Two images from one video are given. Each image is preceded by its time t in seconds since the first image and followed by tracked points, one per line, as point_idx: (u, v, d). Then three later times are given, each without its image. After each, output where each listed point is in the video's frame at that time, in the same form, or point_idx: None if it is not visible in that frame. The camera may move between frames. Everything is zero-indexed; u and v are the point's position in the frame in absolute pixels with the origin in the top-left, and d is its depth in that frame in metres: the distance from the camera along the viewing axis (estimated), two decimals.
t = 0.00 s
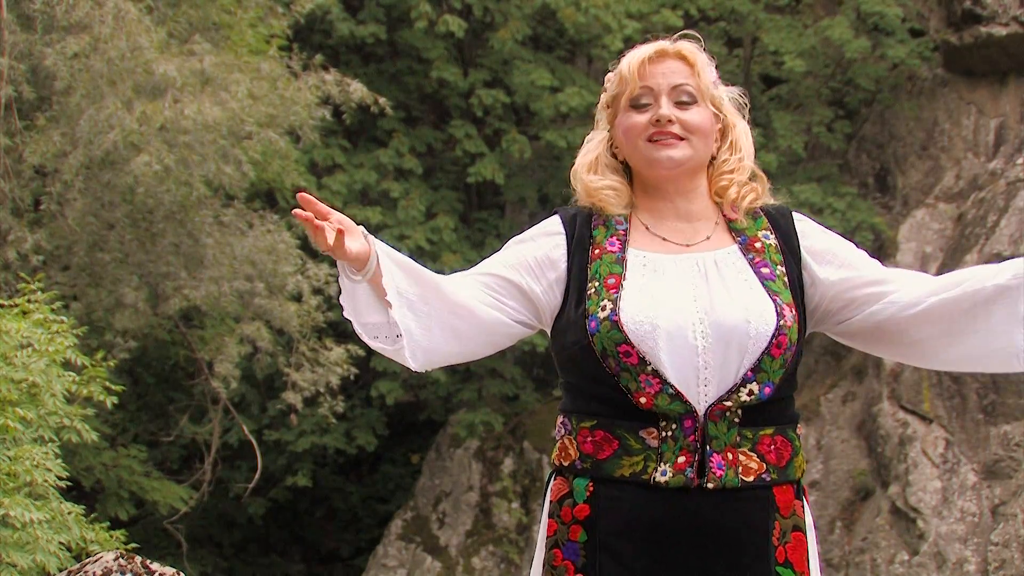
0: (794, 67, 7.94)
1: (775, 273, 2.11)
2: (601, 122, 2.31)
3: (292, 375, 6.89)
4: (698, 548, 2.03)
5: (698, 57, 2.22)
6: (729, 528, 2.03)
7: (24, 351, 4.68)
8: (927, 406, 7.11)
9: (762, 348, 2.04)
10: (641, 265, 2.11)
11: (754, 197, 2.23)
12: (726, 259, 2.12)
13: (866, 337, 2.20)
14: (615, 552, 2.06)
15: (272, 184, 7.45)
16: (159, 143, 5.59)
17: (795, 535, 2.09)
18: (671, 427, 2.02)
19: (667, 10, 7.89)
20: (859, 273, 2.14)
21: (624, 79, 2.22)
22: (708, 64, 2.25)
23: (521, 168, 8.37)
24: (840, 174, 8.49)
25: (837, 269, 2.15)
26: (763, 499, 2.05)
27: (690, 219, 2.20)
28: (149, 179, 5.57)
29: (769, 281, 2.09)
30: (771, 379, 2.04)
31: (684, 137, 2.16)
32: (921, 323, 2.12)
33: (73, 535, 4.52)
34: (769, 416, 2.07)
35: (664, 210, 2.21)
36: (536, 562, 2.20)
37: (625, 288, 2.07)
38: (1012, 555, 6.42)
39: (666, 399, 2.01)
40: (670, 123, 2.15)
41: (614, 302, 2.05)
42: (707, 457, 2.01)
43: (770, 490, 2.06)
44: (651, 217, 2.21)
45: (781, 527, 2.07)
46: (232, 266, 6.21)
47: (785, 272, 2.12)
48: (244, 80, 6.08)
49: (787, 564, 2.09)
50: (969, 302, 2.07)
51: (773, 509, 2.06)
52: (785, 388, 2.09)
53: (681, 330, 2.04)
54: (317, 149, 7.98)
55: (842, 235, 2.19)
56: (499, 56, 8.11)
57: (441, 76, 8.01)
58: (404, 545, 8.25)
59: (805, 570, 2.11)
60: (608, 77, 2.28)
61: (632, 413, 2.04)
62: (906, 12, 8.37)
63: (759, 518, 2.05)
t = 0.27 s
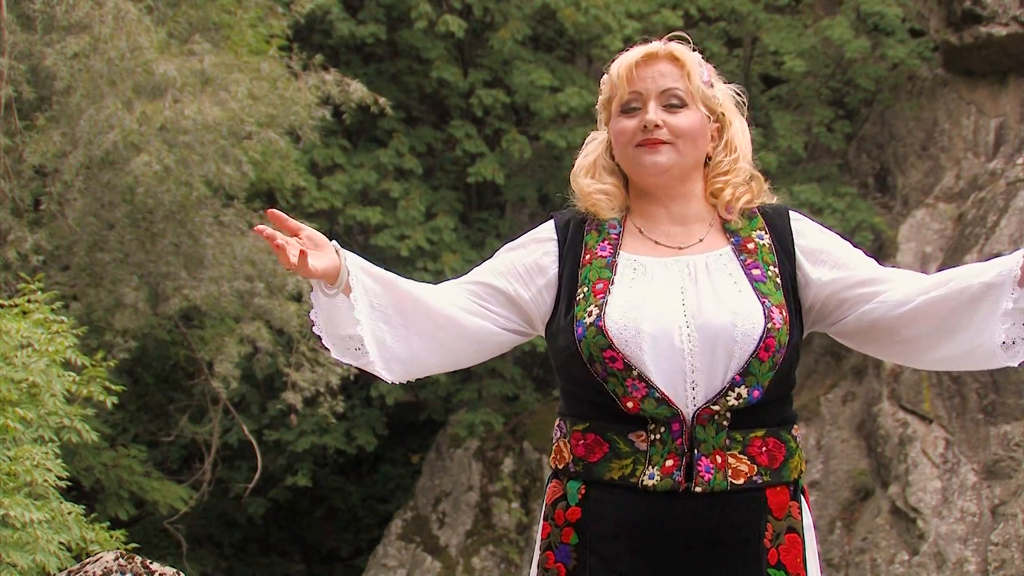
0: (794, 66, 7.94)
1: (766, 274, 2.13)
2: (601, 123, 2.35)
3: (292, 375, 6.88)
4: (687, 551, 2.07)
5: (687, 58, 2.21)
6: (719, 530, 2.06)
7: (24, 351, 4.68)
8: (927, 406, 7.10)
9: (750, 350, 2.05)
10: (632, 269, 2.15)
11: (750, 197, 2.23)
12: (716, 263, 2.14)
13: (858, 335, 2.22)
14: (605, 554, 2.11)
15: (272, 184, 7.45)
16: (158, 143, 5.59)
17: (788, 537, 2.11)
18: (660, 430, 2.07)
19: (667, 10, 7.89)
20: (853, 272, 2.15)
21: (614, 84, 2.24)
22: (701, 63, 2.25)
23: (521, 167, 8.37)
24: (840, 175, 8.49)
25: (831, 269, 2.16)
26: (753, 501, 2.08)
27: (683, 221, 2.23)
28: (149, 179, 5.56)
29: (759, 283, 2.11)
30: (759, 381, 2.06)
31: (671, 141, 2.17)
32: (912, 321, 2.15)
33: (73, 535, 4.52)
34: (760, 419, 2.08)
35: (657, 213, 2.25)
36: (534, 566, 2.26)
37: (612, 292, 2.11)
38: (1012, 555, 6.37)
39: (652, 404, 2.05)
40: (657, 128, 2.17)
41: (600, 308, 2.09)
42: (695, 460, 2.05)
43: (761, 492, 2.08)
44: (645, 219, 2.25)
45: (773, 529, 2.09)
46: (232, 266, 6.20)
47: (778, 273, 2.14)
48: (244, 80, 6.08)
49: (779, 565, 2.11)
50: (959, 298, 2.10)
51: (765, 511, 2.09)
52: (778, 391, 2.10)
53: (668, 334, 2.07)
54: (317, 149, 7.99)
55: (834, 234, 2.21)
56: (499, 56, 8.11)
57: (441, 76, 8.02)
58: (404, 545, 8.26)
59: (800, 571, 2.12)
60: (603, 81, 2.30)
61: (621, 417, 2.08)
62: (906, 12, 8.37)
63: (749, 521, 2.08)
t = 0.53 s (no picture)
0: (794, 66, 7.94)
1: (758, 270, 2.17)
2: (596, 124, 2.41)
3: (292, 375, 6.88)
4: (681, 550, 2.11)
5: (654, 58, 2.22)
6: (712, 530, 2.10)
7: (24, 352, 4.68)
8: (927, 406, 7.11)
9: (741, 347, 2.10)
10: (624, 270, 2.20)
11: (740, 194, 2.26)
12: (707, 261, 2.18)
13: (856, 330, 2.26)
14: (599, 552, 2.16)
15: (272, 184, 7.45)
16: (159, 143, 5.60)
17: (784, 536, 2.14)
18: (653, 430, 2.11)
19: (667, 10, 7.89)
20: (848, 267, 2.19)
21: (588, 92, 2.29)
22: (675, 61, 2.26)
23: (521, 167, 8.37)
24: (840, 175, 8.48)
25: (826, 264, 2.20)
26: (747, 500, 2.12)
27: (674, 220, 2.28)
28: (149, 179, 5.57)
29: (751, 279, 2.15)
30: (751, 379, 2.10)
31: (640, 146, 2.21)
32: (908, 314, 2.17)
33: (73, 535, 4.52)
34: (754, 417, 2.12)
35: (648, 212, 2.29)
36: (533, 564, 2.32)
37: (604, 294, 2.17)
38: (1012, 555, 6.36)
39: (645, 403, 2.10)
40: (624, 134, 2.21)
41: (591, 309, 2.15)
42: (688, 459, 2.09)
43: (756, 490, 2.12)
44: (637, 219, 2.30)
45: (768, 529, 2.13)
46: (232, 266, 6.20)
47: (770, 268, 2.18)
48: (244, 80, 6.08)
49: (775, 565, 2.14)
50: (951, 292, 2.13)
51: (760, 510, 2.12)
52: (773, 389, 2.13)
53: (658, 333, 2.12)
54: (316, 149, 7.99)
55: (831, 230, 2.24)
56: (499, 56, 8.11)
57: (441, 76, 8.02)
58: (404, 545, 8.26)
59: (796, 570, 2.15)
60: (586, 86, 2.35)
61: (615, 417, 2.14)
62: (906, 12, 8.37)
63: (743, 520, 2.11)
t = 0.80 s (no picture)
0: (794, 66, 7.94)
1: (757, 273, 2.17)
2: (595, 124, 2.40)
3: (292, 375, 6.88)
4: (681, 551, 2.11)
5: (657, 60, 2.22)
6: (710, 530, 2.11)
7: (24, 351, 4.68)
8: (927, 406, 7.11)
9: (740, 349, 2.10)
10: (622, 272, 2.21)
11: (740, 198, 2.26)
12: (706, 264, 2.19)
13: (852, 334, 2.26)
14: (598, 553, 2.17)
15: (272, 184, 7.45)
16: (159, 143, 5.60)
17: (784, 537, 2.14)
18: (653, 431, 2.12)
19: (667, 10, 7.89)
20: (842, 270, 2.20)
21: (590, 93, 2.29)
22: (676, 63, 2.26)
23: (521, 167, 8.37)
24: (840, 175, 8.48)
25: (822, 269, 2.20)
26: (747, 500, 2.12)
27: (672, 223, 2.28)
28: (149, 179, 5.57)
29: (749, 283, 2.15)
30: (751, 381, 2.10)
31: (642, 149, 2.22)
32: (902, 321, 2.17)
33: (73, 535, 4.52)
34: (754, 419, 2.13)
35: (647, 214, 2.30)
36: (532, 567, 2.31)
37: (602, 296, 2.17)
38: (1012, 555, 6.35)
39: (644, 405, 2.11)
40: (626, 137, 2.21)
41: (590, 311, 2.16)
42: (688, 461, 2.10)
43: (755, 491, 2.12)
44: (636, 221, 2.31)
45: (767, 529, 2.13)
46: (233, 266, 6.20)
47: (769, 272, 2.18)
48: (243, 80, 6.08)
49: (775, 565, 2.14)
50: (944, 301, 2.12)
51: (759, 512, 2.12)
52: (773, 390, 2.13)
53: (657, 336, 2.12)
54: (316, 149, 7.98)
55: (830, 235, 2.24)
56: (499, 56, 8.12)
57: (441, 76, 8.02)
58: (404, 545, 8.26)
59: (795, 571, 2.15)
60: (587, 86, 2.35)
61: (614, 418, 2.14)
62: (906, 11, 8.37)
63: (742, 521, 2.12)
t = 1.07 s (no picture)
0: (794, 66, 7.94)
1: (763, 276, 2.19)
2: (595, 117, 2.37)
3: (292, 375, 6.89)
4: (685, 551, 2.12)
5: (679, 61, 2.22)
6: (714, 531, 2.12)
7: (24, 351, 4.68)
8: (927, 406, 7.12)
9: (749, 352, 2.11)
10: (627, 271, 2.19)
11: (743, 200, 2.28)
12: (712, 264, 2.19)
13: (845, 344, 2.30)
14: (600, 553, 2.16)
15: (272, 184, 7.45)
16: (159, 143, 5.60)
17: (782, 537, 2.18)
18: (659, 431, 2.11)
19: (667, 10, 7.89)
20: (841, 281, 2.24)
21: (604, 86, 2.26)
22: (694, 64, 2.25)
23: (521, 168, 8.37)
24: (840, 174, 8.48)
25: (824, 276, 2.24)
26: (749, 501, 2.14)
27: (675, 222, 2.28)
28: (149, 179, 5.57)
29: (756, 286, 2.16)
30: (758, 384, 2.12)
31: (658, 148, 2.20)
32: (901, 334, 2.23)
33: (73, 535, 4.52)
34: (756, 419, 2.15)
35: (650, 213, 2.29)
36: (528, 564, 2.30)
37: (610, 294, 2.15)
38: (1011, 555, 6.26)
39: (652, 404, 2.10)
40: (643, 135, 2.19)
41: (599, 308, 2.13)
42: (694, 461, 2.10)
43: (757, 491, 2.15)
44: (637, 218, 2.29)
45: (768, 529, 2.17)
46: (233, 265, 6.20)
47: (773, 275, 2.20)
48: (244, 80, 6.08)
49: (775, 565, 2.18)
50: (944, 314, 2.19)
51: (761, 511, 2.15)
52: (773, 393, 2.16)
53: (666, 336, 2.12)
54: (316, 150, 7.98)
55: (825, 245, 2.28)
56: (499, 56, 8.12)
57: (441, 76, 8.02)
58: (404, 545, 8.26)
59: (793, 569, 2.20)
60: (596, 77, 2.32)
61: (619, 417, 2.13)
62: (906, 12, 8.37)
63: (744, 521, 2.14)
